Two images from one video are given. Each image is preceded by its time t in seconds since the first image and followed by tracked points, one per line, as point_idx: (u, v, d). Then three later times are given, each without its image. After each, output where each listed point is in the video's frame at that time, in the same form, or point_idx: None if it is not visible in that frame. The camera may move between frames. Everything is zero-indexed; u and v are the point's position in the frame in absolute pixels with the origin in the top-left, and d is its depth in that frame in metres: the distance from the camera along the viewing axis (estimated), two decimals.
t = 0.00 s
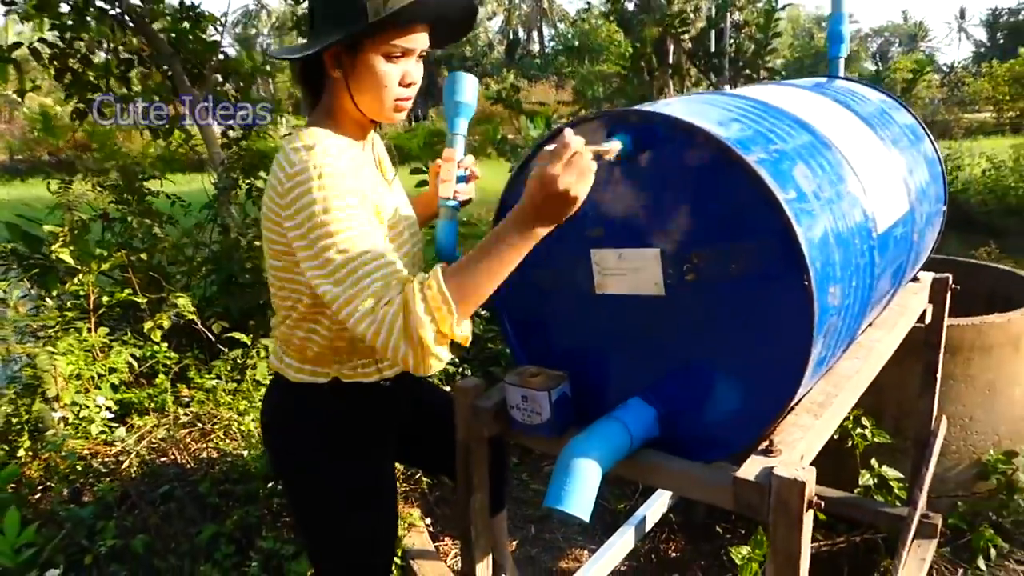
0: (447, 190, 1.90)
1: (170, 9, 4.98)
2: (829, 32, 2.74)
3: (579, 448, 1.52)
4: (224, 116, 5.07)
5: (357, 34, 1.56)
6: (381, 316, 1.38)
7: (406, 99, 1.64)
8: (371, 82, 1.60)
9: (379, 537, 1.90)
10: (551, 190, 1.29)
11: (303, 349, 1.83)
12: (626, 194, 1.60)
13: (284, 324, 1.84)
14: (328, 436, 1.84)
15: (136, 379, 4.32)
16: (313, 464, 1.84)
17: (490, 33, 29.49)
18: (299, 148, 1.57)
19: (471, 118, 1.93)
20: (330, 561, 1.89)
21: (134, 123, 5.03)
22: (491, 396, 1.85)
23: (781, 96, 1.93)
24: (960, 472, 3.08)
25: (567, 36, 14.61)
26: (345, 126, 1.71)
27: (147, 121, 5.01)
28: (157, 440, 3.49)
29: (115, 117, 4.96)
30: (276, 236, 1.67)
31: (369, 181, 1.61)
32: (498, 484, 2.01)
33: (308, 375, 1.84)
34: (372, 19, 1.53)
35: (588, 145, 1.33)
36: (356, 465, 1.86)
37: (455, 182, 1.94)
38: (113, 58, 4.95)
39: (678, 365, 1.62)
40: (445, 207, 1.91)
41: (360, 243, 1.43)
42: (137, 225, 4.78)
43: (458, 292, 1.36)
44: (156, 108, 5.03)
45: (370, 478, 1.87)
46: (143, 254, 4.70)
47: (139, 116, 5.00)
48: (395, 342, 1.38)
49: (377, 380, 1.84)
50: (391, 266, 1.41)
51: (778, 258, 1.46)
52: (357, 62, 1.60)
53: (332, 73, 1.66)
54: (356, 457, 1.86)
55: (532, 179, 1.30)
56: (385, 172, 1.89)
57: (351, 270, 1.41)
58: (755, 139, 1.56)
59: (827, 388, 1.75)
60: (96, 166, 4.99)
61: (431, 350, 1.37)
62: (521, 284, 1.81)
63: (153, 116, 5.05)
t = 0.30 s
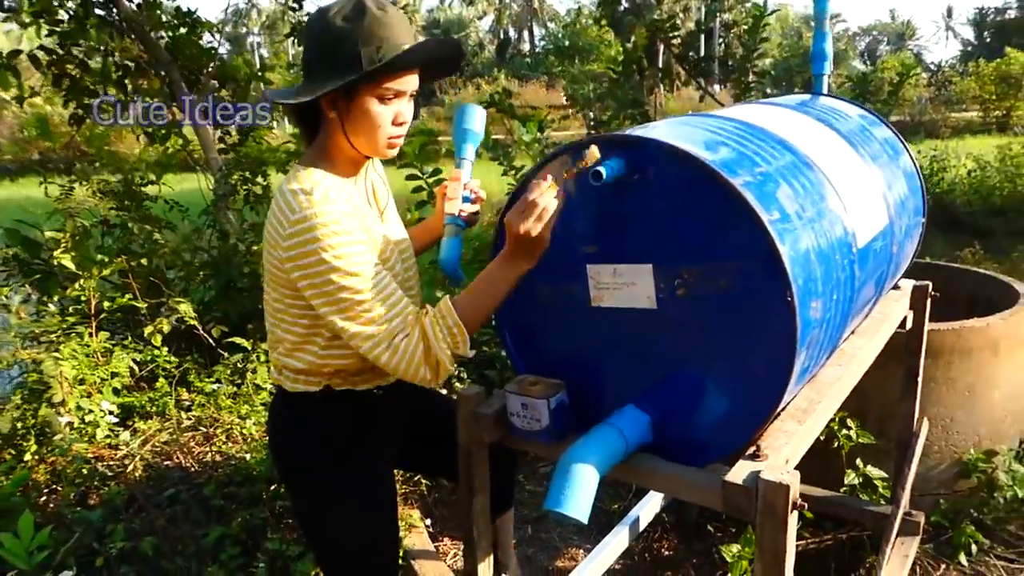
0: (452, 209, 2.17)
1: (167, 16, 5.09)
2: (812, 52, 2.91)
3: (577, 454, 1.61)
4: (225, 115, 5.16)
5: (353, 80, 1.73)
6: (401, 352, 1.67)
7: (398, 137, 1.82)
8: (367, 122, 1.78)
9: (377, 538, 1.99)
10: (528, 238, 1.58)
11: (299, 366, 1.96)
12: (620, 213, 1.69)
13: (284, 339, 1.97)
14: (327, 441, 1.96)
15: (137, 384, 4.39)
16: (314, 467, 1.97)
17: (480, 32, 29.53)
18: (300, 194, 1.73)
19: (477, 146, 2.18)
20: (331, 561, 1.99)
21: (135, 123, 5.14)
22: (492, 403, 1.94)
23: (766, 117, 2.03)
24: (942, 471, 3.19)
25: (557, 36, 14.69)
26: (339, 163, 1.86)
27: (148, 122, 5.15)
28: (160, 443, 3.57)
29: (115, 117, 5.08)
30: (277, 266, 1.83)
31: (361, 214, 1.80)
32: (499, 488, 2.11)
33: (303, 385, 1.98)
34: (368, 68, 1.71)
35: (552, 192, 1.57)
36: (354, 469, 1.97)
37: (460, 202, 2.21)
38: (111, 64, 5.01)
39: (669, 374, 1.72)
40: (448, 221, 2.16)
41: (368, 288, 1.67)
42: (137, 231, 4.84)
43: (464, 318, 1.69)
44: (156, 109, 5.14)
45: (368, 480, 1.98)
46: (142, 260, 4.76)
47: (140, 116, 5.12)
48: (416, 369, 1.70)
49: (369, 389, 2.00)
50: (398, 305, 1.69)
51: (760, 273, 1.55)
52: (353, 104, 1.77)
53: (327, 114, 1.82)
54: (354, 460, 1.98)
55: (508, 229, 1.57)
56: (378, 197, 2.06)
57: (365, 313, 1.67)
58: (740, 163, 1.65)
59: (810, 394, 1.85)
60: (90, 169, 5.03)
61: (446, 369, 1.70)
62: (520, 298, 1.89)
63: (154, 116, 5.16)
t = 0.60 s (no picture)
0: (450, 219, 2.21)
1: (162, 18, 5.11)
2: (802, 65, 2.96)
3: (574, 460, 1.66)
4: (224, 115, 5.16)
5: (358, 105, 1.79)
6: (396, 374, 1.75)
7: (401, 157, 1.90)
8: (373, 144, 1.85)
9: (371, 539, 2.04)
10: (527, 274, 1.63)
11: (295, 375, 2.00)
12: (616, 226, 1.74)
13: (281, 346, 2.01)
14: (324, 446, 2.01)
15: (133, 387, 4.40)
16: (311, 471, 2.01)
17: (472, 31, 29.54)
18: (304, 215, 1.78)
19: (472, 154, 2.22)
20: (328, 561, 2.04)
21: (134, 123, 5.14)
22: (491, 408, 1.99)
23: (758, 131, 2.09)
24: (929, 474, 3.25)
25: (549, 36, 14.71)
26: (345, 182, 1.93)
27: (149, 120, 5.15)
28: (158, 446, 3.59)
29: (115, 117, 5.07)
30: (279, 281, 1.88)
31: (362, 235, 1.86)
32: (496, 492, 2.16)
33: (300, 390, 2.01)
34: (372, 93, 1.78)
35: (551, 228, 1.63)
36: (350, 473, 2.02)
37: (458, 212, 2.24)
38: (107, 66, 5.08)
39: (661, 383, 1.77)
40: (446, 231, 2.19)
41: (367, 310, 1.74)
42: (134, 235, 4.85)
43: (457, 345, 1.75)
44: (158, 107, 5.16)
45: (364, 485, 2.03)
46: (138, 263, 4.77)
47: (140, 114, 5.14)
48: (408, 390, 1.77)
49: (364, 395, 2.03)
50: (396, 327, 1.76)
51: (749, 284, 1.61)
52: (358, 127, 1.84)
53: (332, 136, 1.88)
54: (351, 464, 2.02)
55: (509, 264, 1.62)
56: (378, 210, 2.11)
57: (363, 334, 1.74)
58: (732, 179, 1.71)
59: (800, 402, 1.91)
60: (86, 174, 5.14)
61: (435, 393, 1.78)
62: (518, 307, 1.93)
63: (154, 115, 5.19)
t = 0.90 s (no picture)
0: (441, 230, 2.25)
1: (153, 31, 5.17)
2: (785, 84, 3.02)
3: (565, 474, 1.69)
4: (225, 115, 5.32)
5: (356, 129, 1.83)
6: (399, 398, 1.79)
7: (400, 179, 1.93)
8: (371, 166, 1.88)
9: (364, 549, 2.06)
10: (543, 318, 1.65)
11: (290, 389, 2.04)
12: (605, 244, 1.78)
13: (278, 362, 2.04)
14: (320, 454, 2.04)
15: (121, 401, 4.40)
16: (306, 480, 2.04)
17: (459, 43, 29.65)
18: (306, 241, 1.81)
19: (463, 167, 2.25)
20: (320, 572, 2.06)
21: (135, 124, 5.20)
22: (482, 422, 2.02)
23: (743, 151, 2.14)
24: (912, 485, 3.30)
25: (536, 47, 14.80)
26: (344, 205, 1.96)
27: (148, 121, 5.18)
28: (147, 461, 3.60)
29: (114, 117, 5.12)
30: (278, 301, 1.91)
31: (362, 259, 1.90)
32: (486, 505, 2.19)
33: (294, 404, 2.05)
34: (369, 117, 1.82)
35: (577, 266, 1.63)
36: (345, 482, 2.05)
37: (449, 223, 2.28)
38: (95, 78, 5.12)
39: (650, 398, 1.81)
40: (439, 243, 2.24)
41: (372, 336, 1.78)
42: (122, 248, 4.84)
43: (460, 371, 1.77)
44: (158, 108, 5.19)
45: (358, 494, 2.06)
46: (126, 276, 4.76)
47: (140, 115, 5.17)
48: (410, 413, 1.81)
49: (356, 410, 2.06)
50: (400, 350, 1.80)
51: (735, 299, 1.66)
52: (356, 150, 1.88)
53: (330, 160, 1.92)
54: (346, 473, 2.06)
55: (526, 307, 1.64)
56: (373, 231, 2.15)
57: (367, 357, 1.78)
58: (718, 199, 1.76)
59: (784, 415, 1.95)
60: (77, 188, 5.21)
61: (437, 417, 1.81)
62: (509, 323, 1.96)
63: (154, 114, 5.19)
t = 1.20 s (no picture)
0: (436, 242, 2.28)
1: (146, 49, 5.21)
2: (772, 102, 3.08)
3: (564, 485, 1.73)
4: (224, 115, 5.39)
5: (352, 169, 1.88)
6: (409, 416, 1.85)
7: (393, 215, 1.98)
8: (366, 204, 1.94)
9: (363, 561, 2.10)
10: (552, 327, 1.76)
11: (290, 412, 2.08)
12: (600, 261, 1.83)
13: (278, 387, 2.08)
14: (320, 463, 2.08)
15: (117, 417, 4.41)
16: (307, 488, 2.07)
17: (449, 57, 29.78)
18: (304, 278, 1.86)
19: (455, 185, 2.27)
20: None
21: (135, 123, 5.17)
22: (481, 435, 2.06)
23: (732, 168, 2.19)
24: (902, 493, 3.35)
25: (526, 61, 14.90)
26: (337, 239, 2.01)
27: (148, 121, 5.15)
28: (145, 477, 3.61)
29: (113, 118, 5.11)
30: (277, 332, 1.96)
31: (358, 288, 1.95)
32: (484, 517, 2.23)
33: (292, 426, 2.09)
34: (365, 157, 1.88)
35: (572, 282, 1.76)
36: (345, 491, 2.10)
37: (443, 236, 2.31)
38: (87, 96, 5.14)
39: (645, 410, 1.85)
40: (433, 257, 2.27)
41: (377, 361, 1.83)
42: (118, 264, 4.85)
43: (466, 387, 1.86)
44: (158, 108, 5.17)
45: (357, 503, 2.10)
46: (122, 293, 4.78)
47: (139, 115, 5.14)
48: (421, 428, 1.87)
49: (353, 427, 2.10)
50: (403, 371, 1.85)
51: (727, 312, 1.71)
52: (351, 188, 1.93)
53: (325, 196, 1.97)
54: (346, 482, 2.10)
55: (532, 319, 1.75)
56: (366, 255, 2.20)
57: (374, 382, 1.83)
58: (709, 216, 1.81)
59: (776, 426, 2.00)
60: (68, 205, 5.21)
61: (447, 427, 1.88)
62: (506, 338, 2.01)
63: (154, 114, 5.16)
